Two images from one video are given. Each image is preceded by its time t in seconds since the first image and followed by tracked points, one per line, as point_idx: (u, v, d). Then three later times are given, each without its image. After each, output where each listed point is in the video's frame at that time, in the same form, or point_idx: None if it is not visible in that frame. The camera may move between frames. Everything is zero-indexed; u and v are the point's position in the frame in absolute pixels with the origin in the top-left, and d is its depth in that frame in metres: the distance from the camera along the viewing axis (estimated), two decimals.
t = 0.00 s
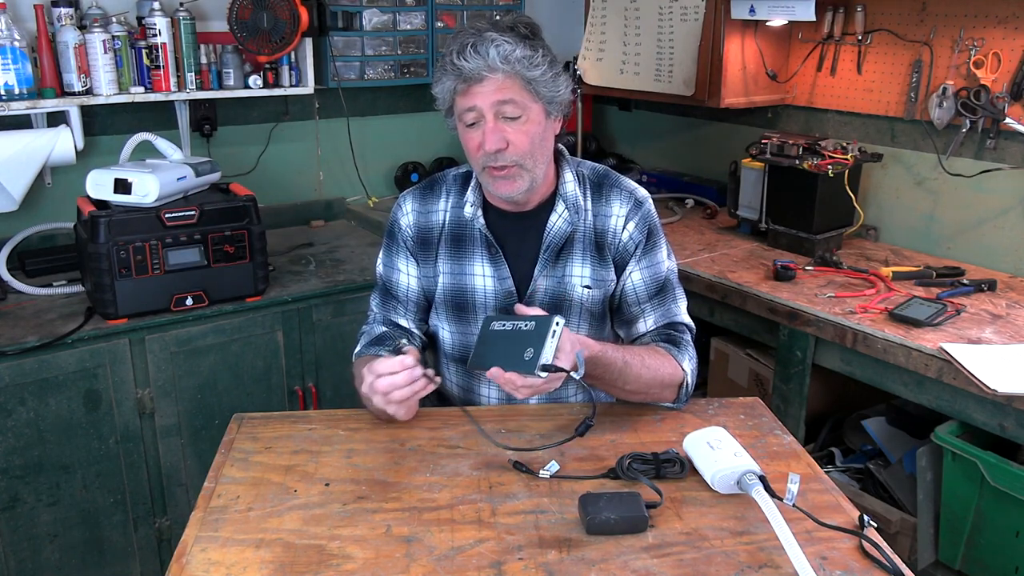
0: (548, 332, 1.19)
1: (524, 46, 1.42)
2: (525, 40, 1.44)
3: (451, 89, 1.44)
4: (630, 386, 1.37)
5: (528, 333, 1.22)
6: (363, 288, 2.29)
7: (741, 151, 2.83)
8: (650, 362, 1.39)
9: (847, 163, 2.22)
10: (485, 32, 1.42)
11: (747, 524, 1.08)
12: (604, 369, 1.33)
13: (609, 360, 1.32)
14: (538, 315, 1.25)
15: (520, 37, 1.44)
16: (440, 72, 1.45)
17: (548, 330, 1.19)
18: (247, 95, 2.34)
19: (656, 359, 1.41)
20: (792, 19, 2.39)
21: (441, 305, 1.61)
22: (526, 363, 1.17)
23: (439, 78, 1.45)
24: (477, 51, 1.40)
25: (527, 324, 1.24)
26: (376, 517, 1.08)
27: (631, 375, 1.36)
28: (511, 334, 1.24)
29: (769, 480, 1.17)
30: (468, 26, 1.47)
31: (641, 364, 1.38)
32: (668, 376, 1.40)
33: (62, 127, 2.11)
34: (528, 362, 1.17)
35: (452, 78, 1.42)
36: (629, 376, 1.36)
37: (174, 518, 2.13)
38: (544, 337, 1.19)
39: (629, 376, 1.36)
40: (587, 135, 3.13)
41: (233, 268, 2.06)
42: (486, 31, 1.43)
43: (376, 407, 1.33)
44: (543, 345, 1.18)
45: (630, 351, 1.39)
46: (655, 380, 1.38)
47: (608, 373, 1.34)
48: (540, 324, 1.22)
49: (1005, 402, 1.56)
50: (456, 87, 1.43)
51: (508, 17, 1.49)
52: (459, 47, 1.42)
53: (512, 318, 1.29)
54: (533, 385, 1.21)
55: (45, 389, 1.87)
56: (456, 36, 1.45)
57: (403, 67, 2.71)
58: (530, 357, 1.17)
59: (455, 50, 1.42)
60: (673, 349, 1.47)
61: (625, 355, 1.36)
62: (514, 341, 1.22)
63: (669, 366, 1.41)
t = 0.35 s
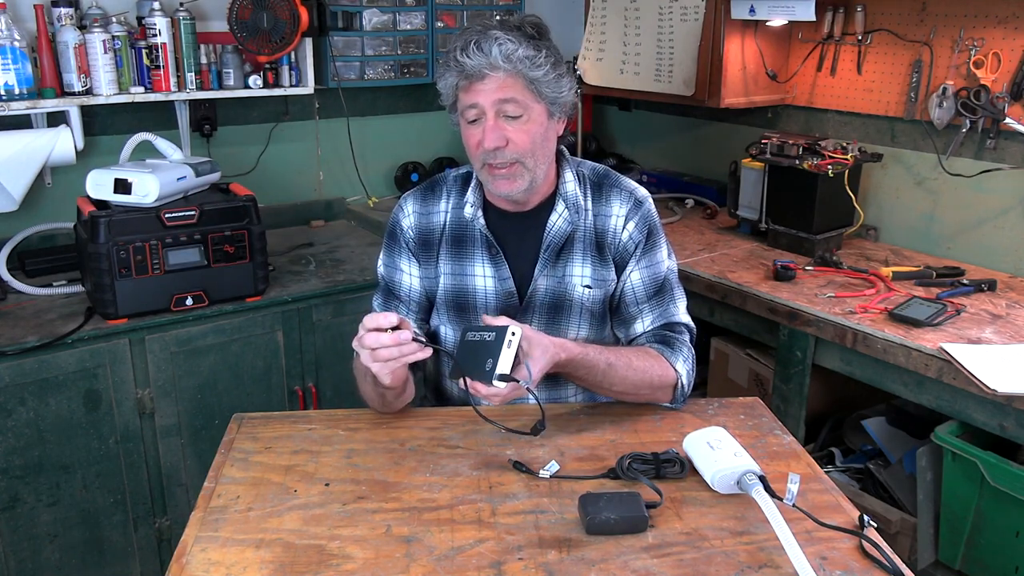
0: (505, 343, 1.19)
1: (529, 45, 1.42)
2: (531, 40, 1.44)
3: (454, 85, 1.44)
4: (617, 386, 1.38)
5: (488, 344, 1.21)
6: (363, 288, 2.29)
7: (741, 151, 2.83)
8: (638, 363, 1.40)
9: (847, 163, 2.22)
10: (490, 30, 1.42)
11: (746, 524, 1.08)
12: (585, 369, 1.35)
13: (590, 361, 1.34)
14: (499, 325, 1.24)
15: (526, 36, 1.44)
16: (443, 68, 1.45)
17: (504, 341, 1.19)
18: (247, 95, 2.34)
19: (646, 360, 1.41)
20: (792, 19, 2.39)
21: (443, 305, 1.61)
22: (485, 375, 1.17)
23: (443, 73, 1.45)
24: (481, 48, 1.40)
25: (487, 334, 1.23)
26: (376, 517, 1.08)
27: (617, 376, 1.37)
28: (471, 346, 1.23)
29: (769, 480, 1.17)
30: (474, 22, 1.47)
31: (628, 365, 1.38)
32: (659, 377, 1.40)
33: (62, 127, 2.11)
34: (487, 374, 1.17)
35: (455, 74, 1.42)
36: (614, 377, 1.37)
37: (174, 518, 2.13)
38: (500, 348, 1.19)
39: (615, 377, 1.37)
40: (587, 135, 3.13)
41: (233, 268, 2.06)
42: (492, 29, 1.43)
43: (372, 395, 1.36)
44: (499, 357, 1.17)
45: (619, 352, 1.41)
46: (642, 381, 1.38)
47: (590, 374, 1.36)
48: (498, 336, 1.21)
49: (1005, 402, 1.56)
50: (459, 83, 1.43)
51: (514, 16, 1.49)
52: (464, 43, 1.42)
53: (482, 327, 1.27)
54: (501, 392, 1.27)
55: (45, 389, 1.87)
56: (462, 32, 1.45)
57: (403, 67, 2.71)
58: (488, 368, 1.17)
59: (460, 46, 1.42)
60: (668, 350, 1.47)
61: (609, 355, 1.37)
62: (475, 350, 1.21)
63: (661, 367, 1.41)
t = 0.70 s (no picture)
0: (503, 333, 1.20)
1: (538, 40, 1.43)
2: (538, 35, 1.44)
3: (462, 79, 1.44)
4: (609, 386, 1.39)
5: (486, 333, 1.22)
6: (363, 288, 2.29)
7: (741, 151, 2.83)
8: (630, 363, 1.41)
9: (847, 163, 2.22)
10: (499, 24, 1.43)
11: (746, 524, 1.08)
12: (575, 369, 1.37)
13: (578, 361, 1.37)
14: (497, 317, 1.25)
15: (534, 31, 1.44)
16: (451, 63, 1.45)
17: (503, 331, 1.20)
18: (247, 95, 2.34)
19: (637, 360, 1.42)
20: (792, 19, 2.39)
21: (448, 306, 1.61)
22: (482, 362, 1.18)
23: (451, 68, 1.45)
24: (491, 42, 1.40)
25: (486, 325, 1.24)
26: (376, 517, 1.08)
27: (607, 377, 1.38)
28: (466, 336, 1.23)
29: (769, 480, 1.17)
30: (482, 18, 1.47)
31: (619, 365, 1.40)
32: (654, 378, 1.40)
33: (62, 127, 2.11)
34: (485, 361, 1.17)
35: (464, 67, 1.42)
36: (605, 377, 1.38)
37: (174, 518, 2.13)
38: (499, 337, 1.19)
39: (606, 377, 1.38)
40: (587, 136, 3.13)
41: (233, 268, 2.06)
42: (501, 23, 1.43)
43: (377, 397, 1.36)
44: (498, 345, 1.18)
45: (612, 352, 1.43)
46: (633, 381, 1.39)
47: (581, 374, 1.38)
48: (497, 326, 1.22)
49: (1005, 402, 1.56)
50: (467, 77, 1.43)
51: (519, 14, 1.50)
52: (473, 36, 1.42)
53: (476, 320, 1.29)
54: (494, 383, 1.29)
55: (45, 389, 1.87)
56: (469, 27, 1.45)
57: (403, 67, 2.71)
58: (485, 355, 1.18)
59: (469, 40, 1.42)
60: (663, 350, 1.47)
61: (598, 355, 1.39)
62: (473, 339, 1.22)
63: (653, 368, 1.41)
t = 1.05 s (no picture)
0: (497, 328, 1.21)
1: (532, 44, 1.42)
2: (534, 38, 1.44)
3: (457, 83, 1.44)
4: (608, 385, 1.39)
5: (481, 328, 1.22)
6: (363, 288, 2.29)
7: (741, 152, 2.83)
8: (628, 362, 1.41)
9: (847, 163, 2.22)
10: (494, 28, 1.42)
11: (746, 524, 1.08)
12: (573, 367, 1.38)
13: (576, 359, 1.37)
14: (492, 312, 1.26)
15: (529, 35, 1.44)
16: (446, 66, 1.45)
17: (497, 326, 1.21)
18: (247, 95, 2.34)
19: (637, 360, 1.42)
20: (792, 19, 2.39)
21: (448, 305, 1.61)
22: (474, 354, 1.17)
23: (446, 71, 1.45)
24: (485, 46, 1.40)
25: (481, 320, 1.24)
26: (376, 517, 1.08)
27: (606, 375, 1.39)
28: (463, 328, 1.24)
29: (769, 480, 1.17)
30: (478, 21, 1.46)
31: (617, 364, 1.40)
32: (653, 377, 1.40)
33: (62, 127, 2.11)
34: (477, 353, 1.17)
35: (458, 72, 1.42)
36: (604, 376, 1.39)
37: (174, 518, 2.13)
38: (493, 331, 1.20)
39: (603, 376, 1.39)
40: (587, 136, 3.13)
41: (233, 268, 2.06)
42: (495, 27, 1.42)
43: (373, 401, 1.35)
44: (491, 339, 1.19)
45: (611, 350, 1.43)
46: (632, 380, 1.39)
47: (578, 372, 1.38)
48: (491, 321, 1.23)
49: (1005, 402, 1.56)
50: (461, 82, 1.43)
51: (517, 16, 1.50)
52: (467, 41, 1.42)
53: (474, 313, 1.28)
54: (487, 376, 1.30)
55: (45, 389, 1.87)
56: (465, 30, 1.45)
57: (403, 67, 2.71)
58: (478, 348, 1.18)
59: (463, 44, 1.42)
60: (662, 350, 1.47)
61: (597, 353, 1.39)
62: (467, 334, 1.22)
63: (653, 368, 1.41)
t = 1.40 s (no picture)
0: (496, 329, 1.21)
1: (531, 44, 1.42)
2: (533, 38, 1.44)
3: (456, 84, 1.44)
4: (608, 385, 1.39)
5: (480, 329, 1.22)
6: (363, 287, 2.29)
7: (741, 152, 2.83)
8: (628, 362, 1.41)
9: (847, 163, 2.22)
10: (492, 29, 1.42)
11: (746, 524, 1.08)
12: (572, 367, 1.38)
13: (575, 360, 1.37)
14: (491, 312, 1.26)
15: (528, 35, 1.44)
16: (445, 67, 1.45)
17: (496, 327, 1.21)
18: (247, 95, 2.34)
19: (637, 360, 1.42)
20: (792, 19, 2.40)
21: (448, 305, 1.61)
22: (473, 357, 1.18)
23: (445, 72, 1.45)
24: (483, 47, 1.40)
25: (479, 321, 1.24)
26: (376, 517, 1.08)
27: (606, 375, 1.39)
28: (462, 330, 1.24)
29: (769, 480, 1.17)
30: (476, 21, 1.46)
31: (617, 364, 1.40)
32: (653, 377, 1.40)
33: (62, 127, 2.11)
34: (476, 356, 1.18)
35: (457, 73, 1.43)
36: (603, 376, 1.39)
37: (174, 518, 2.13)
38: (491, 332, 1.20)
39: (603, 376, 1.39)
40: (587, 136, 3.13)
41: (233, 268, 2.06)
42: (494, 27, 1.42)
43: (372, 402, 1.34)
44: (490, 341, 1.19)
45: (611, 350, 1.43)
46: (631, 380, 1.39)
47: (578, 372, 1.39)
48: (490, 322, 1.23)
49: (1005, 402, 1.56)
50: (460, 83, 1.43)
51: (516, 15, 1.50)
52: (465, 42, 1.42)
53: (473, 315, 1.29)
54: (486, 377, 1.29)
55: (45, 389, 1.87)
56: (463, 31, 1.45)
57: (403, 66, 2.71)
58: (477, 350, 1.18)
59: (461, 45, 1.42)
60: (662, 350, 1.47)
61: (596, 353, 1.39)
62: (466, 336, 1.22)
63: (653, 368, 1.41)
